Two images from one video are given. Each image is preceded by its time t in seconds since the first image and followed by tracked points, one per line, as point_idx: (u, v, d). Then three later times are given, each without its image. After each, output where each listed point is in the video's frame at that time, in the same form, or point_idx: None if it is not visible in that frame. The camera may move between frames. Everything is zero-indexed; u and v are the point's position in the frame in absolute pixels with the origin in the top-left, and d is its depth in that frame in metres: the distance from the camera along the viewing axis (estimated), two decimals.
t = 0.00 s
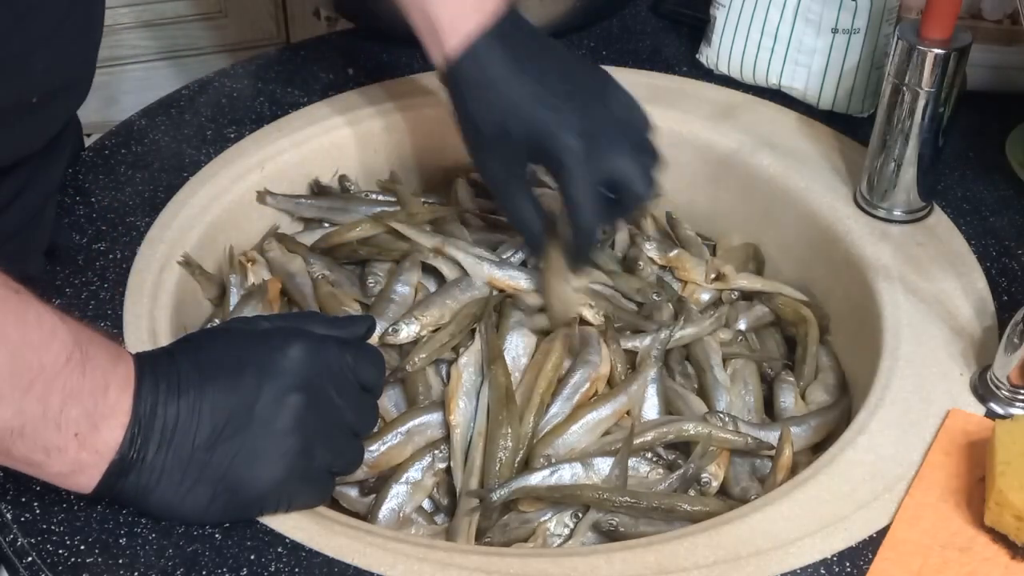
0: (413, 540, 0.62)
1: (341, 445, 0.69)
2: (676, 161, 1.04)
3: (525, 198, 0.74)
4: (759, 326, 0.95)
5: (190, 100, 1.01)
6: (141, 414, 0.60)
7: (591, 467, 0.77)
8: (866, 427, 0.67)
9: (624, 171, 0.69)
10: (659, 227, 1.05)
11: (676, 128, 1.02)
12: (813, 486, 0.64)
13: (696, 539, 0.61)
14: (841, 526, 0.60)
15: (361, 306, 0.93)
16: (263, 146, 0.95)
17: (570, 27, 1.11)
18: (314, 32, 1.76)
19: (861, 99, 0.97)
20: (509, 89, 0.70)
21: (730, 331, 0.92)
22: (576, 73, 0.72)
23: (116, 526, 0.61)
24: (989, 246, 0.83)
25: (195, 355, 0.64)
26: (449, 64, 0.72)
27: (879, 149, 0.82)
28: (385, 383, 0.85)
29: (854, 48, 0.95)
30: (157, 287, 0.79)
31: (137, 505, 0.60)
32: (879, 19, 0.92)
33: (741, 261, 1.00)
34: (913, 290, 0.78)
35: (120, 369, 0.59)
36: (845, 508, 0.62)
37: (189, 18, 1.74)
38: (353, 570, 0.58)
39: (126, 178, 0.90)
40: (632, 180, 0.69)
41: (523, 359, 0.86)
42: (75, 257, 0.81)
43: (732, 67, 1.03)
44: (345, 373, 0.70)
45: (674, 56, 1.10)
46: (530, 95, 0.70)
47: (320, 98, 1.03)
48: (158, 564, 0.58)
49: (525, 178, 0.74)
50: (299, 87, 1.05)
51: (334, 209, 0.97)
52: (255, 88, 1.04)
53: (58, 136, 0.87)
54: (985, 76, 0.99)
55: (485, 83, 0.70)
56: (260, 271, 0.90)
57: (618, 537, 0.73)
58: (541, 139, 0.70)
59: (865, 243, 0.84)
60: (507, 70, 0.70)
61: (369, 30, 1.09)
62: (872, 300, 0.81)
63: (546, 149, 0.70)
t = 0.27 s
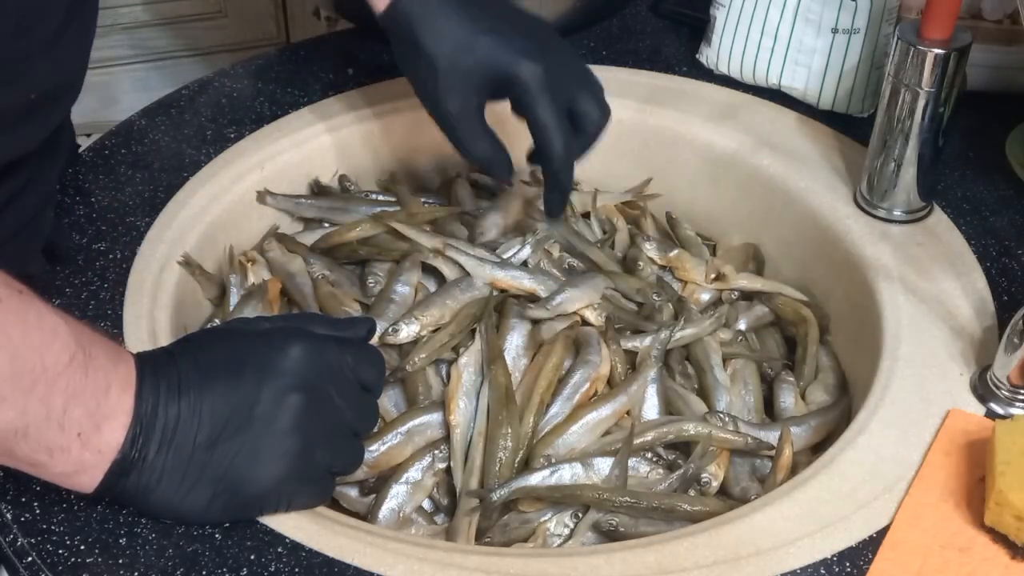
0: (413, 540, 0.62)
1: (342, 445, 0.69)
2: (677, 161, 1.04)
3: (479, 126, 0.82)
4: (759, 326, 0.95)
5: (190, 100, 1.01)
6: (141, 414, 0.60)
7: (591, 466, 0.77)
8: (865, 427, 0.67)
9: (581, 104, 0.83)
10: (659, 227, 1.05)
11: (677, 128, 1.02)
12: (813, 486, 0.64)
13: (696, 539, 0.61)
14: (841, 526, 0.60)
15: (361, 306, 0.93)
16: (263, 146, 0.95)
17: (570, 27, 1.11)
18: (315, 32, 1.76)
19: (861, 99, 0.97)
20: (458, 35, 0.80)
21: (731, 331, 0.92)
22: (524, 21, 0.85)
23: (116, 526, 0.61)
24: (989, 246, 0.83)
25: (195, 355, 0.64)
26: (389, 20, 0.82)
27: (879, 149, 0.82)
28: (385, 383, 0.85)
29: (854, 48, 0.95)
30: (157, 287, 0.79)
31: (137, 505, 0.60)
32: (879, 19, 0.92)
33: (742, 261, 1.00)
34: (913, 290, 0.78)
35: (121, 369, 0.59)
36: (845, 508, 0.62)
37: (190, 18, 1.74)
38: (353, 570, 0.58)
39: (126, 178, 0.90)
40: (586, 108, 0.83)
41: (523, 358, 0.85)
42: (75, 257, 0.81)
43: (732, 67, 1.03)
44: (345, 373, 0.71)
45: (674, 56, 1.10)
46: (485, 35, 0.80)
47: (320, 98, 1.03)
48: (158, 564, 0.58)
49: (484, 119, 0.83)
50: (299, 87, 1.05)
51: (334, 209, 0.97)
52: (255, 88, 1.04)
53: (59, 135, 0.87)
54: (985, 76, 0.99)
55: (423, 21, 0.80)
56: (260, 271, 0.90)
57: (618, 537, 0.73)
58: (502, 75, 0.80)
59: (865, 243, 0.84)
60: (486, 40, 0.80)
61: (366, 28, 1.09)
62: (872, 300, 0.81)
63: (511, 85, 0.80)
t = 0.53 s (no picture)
0: (412, 540, 0.62)
1: (342, 446, 0.69)
2: (676, 161, 1.04)
3: (516, 275, 0.82)
4: (759, 326, 0.95)
5: (190, 100, 1.01)
6: (143, 413, 0.60)
7: (591, 467, 0.77)
8: (865, 426, 0.67)
9: (627, 263, 0.82)
10: (659, 227, 1.05)
11: (676, 128, 1.02)
12: (813, 486, 0.64)
13: (696, 539, 0.61)
14: (841, 526, 0.60)
15: (361, 306, 0.93)
16: (263, 147, 0.95)
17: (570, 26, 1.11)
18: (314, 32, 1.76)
19: (861, 99, 0.97)
20: (507, 169, 0.80)
21: (730, 331, 0.92)
22: (550, 141, 0.84)
23: (116, 526, 0.61)
24: (989, 246, 0.83)
25: (196, 355, 0.64)
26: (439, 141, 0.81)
27: (879, 149, 0.82)
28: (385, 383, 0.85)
29: (853, 48, 0.95)
30: (157, 286, 0.79)
31: (137, 505, 0.60)
32: (879, 19, 0.92)
33: (741, 261, 1.00)
34: (913, 290, 0.78)
35: (124, 368, 0.59)
36: (845, 508, 0.62)
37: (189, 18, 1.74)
38: (352, 570, 0.58)
39: (126, 178, 0.90)
40: (632, 270, 0.81)
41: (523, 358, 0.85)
42: (75, 257, 0.81)
43: (732, 67, 1.03)
44: (346, 373, 0.71)
45: (674, 56, 1.10)
46: (532, 179, 0.80)
47: (320, 98, 1.03)
48: (158, 564, 0.58)
49: (518, 257, 0.83)
50: (298, 87, 1.05)
51: (334, 209, 0.97)
52: (255, 88, 1.04)
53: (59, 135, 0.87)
54: (984, 76, 0.99)
55: (468, 152, 0.80)
56: (260, 271, 0.90)
57: (618, 537, 0.73)
58: (549, 223, 0.81)
59: (865, 243, 0.84)
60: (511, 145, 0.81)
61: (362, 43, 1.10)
62: (872, 300, 0.81)
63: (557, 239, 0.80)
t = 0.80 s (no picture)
0: (412, 540, 0.62)
1: (342, 446, 0.69)
2: (677, 161, 1.04)
3: (502, 212, 0.86)
4: (759, 326, 0.95)
5: (190, 100, 1.01)
6: (142, 413, 0.60)
7: (591, 467, 0.77)
8: (865, 427, 0.67)
9: (604, 213, 0.88)
10: (659, 227, 1.05)
11: (676, 128, 1.02)
12: (813, 486, 0.64)
13: (696, 539, 0.61)
14: (841, 526, 0.60)
15: (361, 306, 0.93)
16: (263, 147, 0.95)
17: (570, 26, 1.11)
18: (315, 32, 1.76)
19: (861, 99, 0.97)
20: (496, 114, 0.85)
21: (731, 331, 0.92)
22: (535, 100, 0.88)
23: (116, 526, 0.61)
24: (989, 246, 0.83)
25: (196, 354, 0.64)
26: (425, 89, 0.85)
27: (879, 149, 0.82)
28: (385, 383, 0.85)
29: (854, 48, 0.95)
30: (158, 286, 0.79)
31: (137, 505, 0.60)
32: (879, 19, 0.92)
33: (741, 261, 1.00)
34: (913, 290, 0.78)
35: (122, 369, 0.59)
36: (845, 508, 0.62)
37: (189, 18, 1.74)
38: (352, 570, 0.58)
39: (126, 178, 0.90)
40: (608, 220, 0.88)
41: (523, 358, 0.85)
42: (75, 257, 0.81)
43: (732, 67, 1.03)
44: (346, 373, 0.71)
45: (674, 56, 1.10)
46: (520, 121, 0.85)
47: (320, 98, 1.03)
48: (158, 564, 0.58)
49: (506, 195, 0.87)
50: (298, 87, 1.05)
51: (334, 209, 0.97)
52: (255, 88, 1.04)
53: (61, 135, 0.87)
54: (984, 76, 0.99)
55: (459, 98, 0.84)
56: (260, 271, 0.90)
57: (618, 537, 0.73)
58: (534, 159, 0.86)
59: (865, 244, 0.84)
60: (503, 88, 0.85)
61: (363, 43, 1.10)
62: (872, 300, 0.81)
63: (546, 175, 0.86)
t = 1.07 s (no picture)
0: (412, 540, 0.62)
1: (342, 446, 0.69)
2: (676, 161, 1.04)
3: (517, 281, 0.80)
4: (759, 326, 0.95)
5: (190, 100, 1.01)
6: (143, 413, 0.60)
7: (591, 467, 0.77)
8: (865, 426, 0.67)
9: (626, 280, 0.82)
10: (659, 227, 1.05)
11: (676, 128, 1.02)
12: (813, 486, 0.63)
13: (696, 539, 0.61)
14: (842, 526, 0.60)
15: (361, 306, 0.93)
16: (263, 147, 0.95)
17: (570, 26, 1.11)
18: (315, 32, 1.76)
19: (861, 99, 0.97)
20: (520, 178, 0.79)
21: (730, 331, 0.92)
22: (558, 161, 0.82)
23: (116, 526, 0.61)
24: (989, 246, 0.83)
25: (197, 355, 0.64)
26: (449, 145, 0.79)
27: (879, 149, 0.82)
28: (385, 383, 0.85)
29: (854, 48, 0.95)
30: (158, 286, 0.79)
31: (138, 505, 0.60)
32: (879, 19, 0.92)
33: (741, 261, 1.00)
34: (913, 290, 0.78)
35: (125, 368, 0.59)
36: (844, 508, 0.62)
37: (189, 18, 1.74)
38: (352, 570, 0.58)
39: (126, 178, 0.90)
40: (631, 287, 0.82)
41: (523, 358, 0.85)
42: (75, 257, 0.81)
43: (732, 67, 1.03)
44: (346, 373, 0.71)
45: (674, 56, 1.10)
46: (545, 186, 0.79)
47: (319, 98, 1.03)
48: (158, 564, 0.58)
49: (522, 264, 0.81)
50: (298, 87, 1.05)
51: (334, 209, 0.97)
52: (255, 88, 1.04)
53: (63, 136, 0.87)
54: (984, 76, 0.99)
55: (481, 157, 0.78)
56: (260, 271, 0.90)
57: (618, 537, 0.73)
58: (554, 236, 0.80)
59: (865, 244, 0.84)
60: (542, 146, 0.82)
61: (362, 43, 1.10)
62: (872, 300, 0.81)
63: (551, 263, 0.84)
